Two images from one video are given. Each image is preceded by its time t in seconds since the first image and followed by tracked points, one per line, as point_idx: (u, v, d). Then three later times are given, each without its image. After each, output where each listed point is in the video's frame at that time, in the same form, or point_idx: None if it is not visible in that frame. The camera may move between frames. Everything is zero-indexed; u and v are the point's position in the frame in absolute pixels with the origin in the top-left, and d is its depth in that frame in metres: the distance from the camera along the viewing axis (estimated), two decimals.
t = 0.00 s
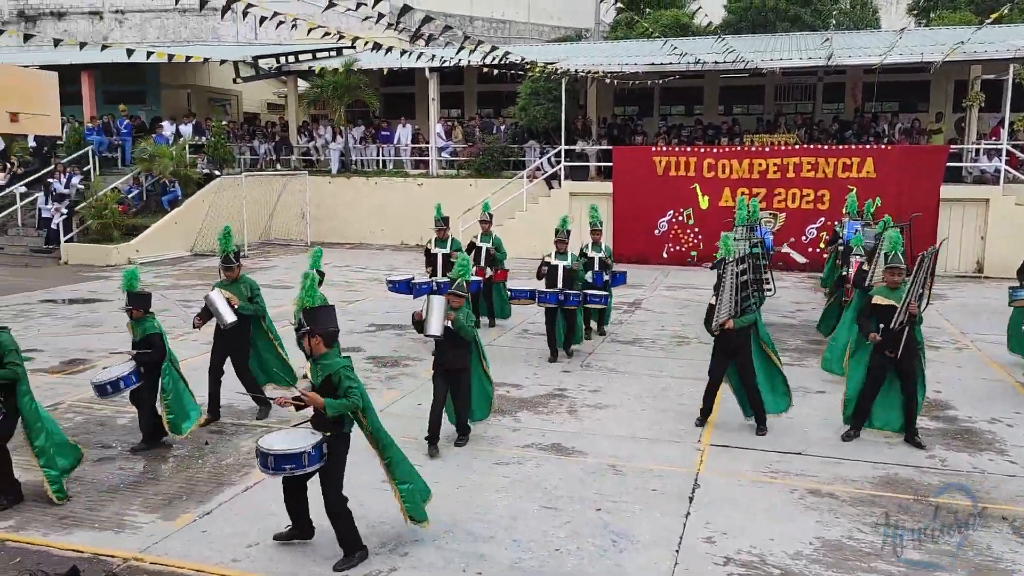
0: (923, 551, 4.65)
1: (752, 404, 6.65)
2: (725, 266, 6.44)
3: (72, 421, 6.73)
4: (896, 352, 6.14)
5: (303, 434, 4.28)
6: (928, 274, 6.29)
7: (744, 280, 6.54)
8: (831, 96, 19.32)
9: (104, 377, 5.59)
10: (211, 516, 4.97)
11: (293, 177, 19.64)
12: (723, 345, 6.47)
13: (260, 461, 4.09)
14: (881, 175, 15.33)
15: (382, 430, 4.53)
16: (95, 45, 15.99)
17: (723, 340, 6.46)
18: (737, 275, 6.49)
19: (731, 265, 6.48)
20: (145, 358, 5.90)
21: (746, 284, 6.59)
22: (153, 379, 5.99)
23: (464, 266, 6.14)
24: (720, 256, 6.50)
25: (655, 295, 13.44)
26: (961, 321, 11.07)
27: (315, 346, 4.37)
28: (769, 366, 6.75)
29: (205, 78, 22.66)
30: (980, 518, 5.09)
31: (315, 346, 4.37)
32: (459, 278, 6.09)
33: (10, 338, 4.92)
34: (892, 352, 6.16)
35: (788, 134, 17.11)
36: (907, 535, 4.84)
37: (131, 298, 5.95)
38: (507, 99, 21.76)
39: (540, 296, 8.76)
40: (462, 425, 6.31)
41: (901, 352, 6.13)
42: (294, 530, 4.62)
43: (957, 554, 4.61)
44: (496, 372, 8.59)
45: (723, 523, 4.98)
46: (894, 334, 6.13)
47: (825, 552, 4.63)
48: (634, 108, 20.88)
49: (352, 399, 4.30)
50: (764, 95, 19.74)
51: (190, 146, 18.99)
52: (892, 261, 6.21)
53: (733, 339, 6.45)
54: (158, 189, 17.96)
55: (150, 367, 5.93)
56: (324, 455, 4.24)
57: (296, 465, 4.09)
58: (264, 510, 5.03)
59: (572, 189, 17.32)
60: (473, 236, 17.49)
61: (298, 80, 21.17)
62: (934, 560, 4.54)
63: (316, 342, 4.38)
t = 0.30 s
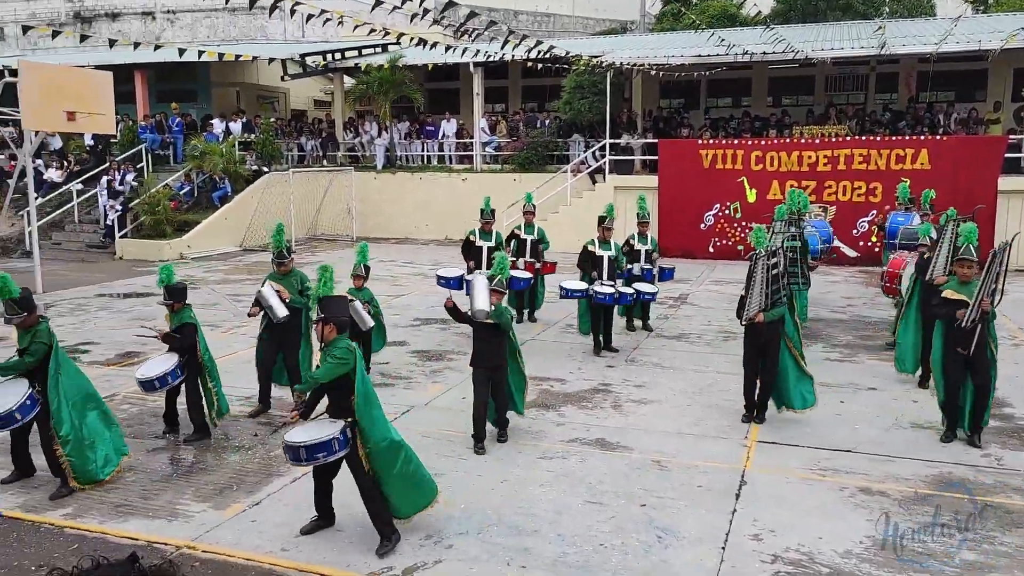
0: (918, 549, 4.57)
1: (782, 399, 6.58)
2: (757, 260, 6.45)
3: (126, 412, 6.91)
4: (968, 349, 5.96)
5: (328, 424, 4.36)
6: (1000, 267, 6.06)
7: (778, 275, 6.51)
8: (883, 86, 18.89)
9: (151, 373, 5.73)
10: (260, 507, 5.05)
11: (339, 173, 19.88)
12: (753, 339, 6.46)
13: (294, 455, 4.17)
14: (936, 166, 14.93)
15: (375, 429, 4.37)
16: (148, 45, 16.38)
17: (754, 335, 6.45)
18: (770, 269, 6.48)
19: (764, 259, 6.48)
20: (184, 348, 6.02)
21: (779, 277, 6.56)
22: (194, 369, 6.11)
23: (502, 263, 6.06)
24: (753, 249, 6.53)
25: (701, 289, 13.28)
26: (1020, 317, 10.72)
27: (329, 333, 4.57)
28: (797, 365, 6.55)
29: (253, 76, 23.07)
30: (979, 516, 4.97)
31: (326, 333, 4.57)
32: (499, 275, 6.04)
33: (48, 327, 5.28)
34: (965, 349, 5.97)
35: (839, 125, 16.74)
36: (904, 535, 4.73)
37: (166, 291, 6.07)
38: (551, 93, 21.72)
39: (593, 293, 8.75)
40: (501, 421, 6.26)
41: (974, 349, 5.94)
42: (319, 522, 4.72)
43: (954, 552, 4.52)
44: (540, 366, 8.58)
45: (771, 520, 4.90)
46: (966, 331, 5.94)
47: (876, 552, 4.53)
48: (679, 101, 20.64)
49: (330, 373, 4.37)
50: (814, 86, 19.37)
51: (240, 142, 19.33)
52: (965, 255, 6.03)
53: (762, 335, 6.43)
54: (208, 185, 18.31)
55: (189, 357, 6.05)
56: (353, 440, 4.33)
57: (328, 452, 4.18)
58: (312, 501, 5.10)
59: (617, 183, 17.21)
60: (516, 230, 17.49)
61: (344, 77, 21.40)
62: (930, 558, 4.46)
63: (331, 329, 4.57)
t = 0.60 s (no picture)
0: (920, 550, 4.59)
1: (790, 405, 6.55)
2: (773, 265, 6.50)
3: (158, 416, 7.00)
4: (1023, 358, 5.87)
5: (350, 428, 4.45)
6: None
7: (794, 279, 6.50)
8: (914, 88, 18.66)
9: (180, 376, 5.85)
10: (289, 511, 5.09)
11: (366, 180, 20.03)
12: (771, 343, 6.52)
13: (317, 454, 4.26)
14: (969, 169, 14.73)
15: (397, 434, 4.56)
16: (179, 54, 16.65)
17: (771, 338, 6.51)
18: (787, 273, 6.49)
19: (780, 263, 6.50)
20: (208, 351, 6.16)
21: (796, 281, 6.55)
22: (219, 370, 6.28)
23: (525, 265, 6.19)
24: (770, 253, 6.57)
25: (729, 295, 13.18)
26: None
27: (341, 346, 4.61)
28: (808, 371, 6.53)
29: (282, 84, 23.35)
30: (978, 518, 4.98)
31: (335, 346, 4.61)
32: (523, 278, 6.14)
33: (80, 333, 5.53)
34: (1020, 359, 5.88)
35: (869, 128, 16.55)
36: (903, 535, 4.76)
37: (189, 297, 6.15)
38: (576, 98, 21.71)
39: (637, 303, 8.75)
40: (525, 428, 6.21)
41: None
42: (343, 525, 4.74)
43: (950, 555, 4.53)
44: (566, 372, 8.56)
45: (801, 529, 4.84)
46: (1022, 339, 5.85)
47: (909, 561, 4.47)
48: (706, 104, 20.52)
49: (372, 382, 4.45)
50: (843, 89, 19.17)
51: (269, 149, 19.56)
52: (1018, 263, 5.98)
53: (779, 338, 6.49)
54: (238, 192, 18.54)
55: (213, 360, 6.20)
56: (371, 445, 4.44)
57: (349, 454, 4.27)
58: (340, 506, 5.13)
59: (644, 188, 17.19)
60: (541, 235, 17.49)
61: (371, 84, 21.57)
62: (928, 560, 4.48)
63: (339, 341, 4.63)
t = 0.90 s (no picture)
0: (920, 550, 4.58)
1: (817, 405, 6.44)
2: (803, 270, 6.48)
3: (194, 419, 7.10)
4: None
5: (401, 425, 4.49)
6: None
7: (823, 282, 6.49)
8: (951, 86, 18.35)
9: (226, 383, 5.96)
10: (322, 513, 5.14)
11: (396, 184, 20.15)
12: (797, 344, 6.39)
13: (373, 453, 4.28)
14: (1010, 168, 14.51)
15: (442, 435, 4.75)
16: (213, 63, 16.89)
17: (797, 339, 6.38)
18: (816, 277, 6.48)
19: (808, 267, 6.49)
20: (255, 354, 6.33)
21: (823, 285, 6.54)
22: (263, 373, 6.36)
23: (544, 267, 5.99)
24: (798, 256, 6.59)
25: (761, 296, 13.05)
26: None
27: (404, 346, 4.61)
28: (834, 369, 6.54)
29: (313, 90, 23.59)
30: (976, 517, 4.98)
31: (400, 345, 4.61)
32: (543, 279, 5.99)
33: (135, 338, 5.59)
34: None
35: (905, 127, 16.29)
36: (903, 535, 4.74)
37: (233, 301, 6.28)
38: (606, 100, 21.65)
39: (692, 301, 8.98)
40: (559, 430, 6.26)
41: None
42: (376, 527, 4.78)
43: (945, 556, 4.51)
44: (597, 375, 8.53)
45: (837, 533, 4.78)
46: None
47: (948, 566, 4.39)
48: (738, 104, 20.32)
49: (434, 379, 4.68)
50: (877, 87, 18.88)
51: (300, 155, 19.76)
52: None
53: (806, 338, 6.37)
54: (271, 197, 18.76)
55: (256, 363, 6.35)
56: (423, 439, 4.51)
57: (406, 448, 4.31)
58: (371, 508, 5.17)
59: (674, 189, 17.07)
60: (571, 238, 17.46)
61: (401, 89, 21.70)
62: (931, 560, 4.47)
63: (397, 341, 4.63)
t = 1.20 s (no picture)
0: (921, 551, 4.59)
1: (829, 409, 6.54)
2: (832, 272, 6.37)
3: (208, 424, 7.14)
4: None
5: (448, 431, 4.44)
6: None
7: (849, 285, 6.40)
8: (966, 89, 18.24)
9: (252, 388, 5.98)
10: (336, 518, 5.14)
11: (408, 190, 20.23)
12: (820, 348, 6.34)
13: (418, 451, 4.24)
14: None
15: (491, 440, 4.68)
16: (228, 71, 17.02)
17: (820, 343, 6.32)
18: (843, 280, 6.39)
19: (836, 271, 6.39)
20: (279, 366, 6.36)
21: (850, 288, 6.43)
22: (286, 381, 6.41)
23: (565, 273, 5.99)
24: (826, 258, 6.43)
25: (775, 301, 12.99)
26: None
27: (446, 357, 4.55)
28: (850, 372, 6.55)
29: (326, 97, 23.72)
30: (976, 519, 4.98)
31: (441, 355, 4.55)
32: (566, 285, 5.99)
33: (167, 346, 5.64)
34: None
35: (919, 130, 16.20)
36: (903, 535, 4.75)
37: (256, 309, 6.27)
38: (618, 105, 21.65)
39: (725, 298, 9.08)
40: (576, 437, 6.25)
41: None
42: (439, 540, 4.62)
43: (949, 557, 4.52)
44: (610, 380, 8.51)
45: (851, 539, 4.74)
46: None
47: (965, 572, 4.34)
48: (750, 109, 20.28)
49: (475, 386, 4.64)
50: (891, 90, 18.79)
51: (313, 162, 19.86)
52: None
53: (831, 343, 6.30)
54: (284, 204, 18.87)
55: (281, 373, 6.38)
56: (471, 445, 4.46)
57: (451, 454, 4.25)
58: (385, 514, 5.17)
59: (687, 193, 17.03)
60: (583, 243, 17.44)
61: (413, 96, 21.79)
62: (928, 561, 4.48)
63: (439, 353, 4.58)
